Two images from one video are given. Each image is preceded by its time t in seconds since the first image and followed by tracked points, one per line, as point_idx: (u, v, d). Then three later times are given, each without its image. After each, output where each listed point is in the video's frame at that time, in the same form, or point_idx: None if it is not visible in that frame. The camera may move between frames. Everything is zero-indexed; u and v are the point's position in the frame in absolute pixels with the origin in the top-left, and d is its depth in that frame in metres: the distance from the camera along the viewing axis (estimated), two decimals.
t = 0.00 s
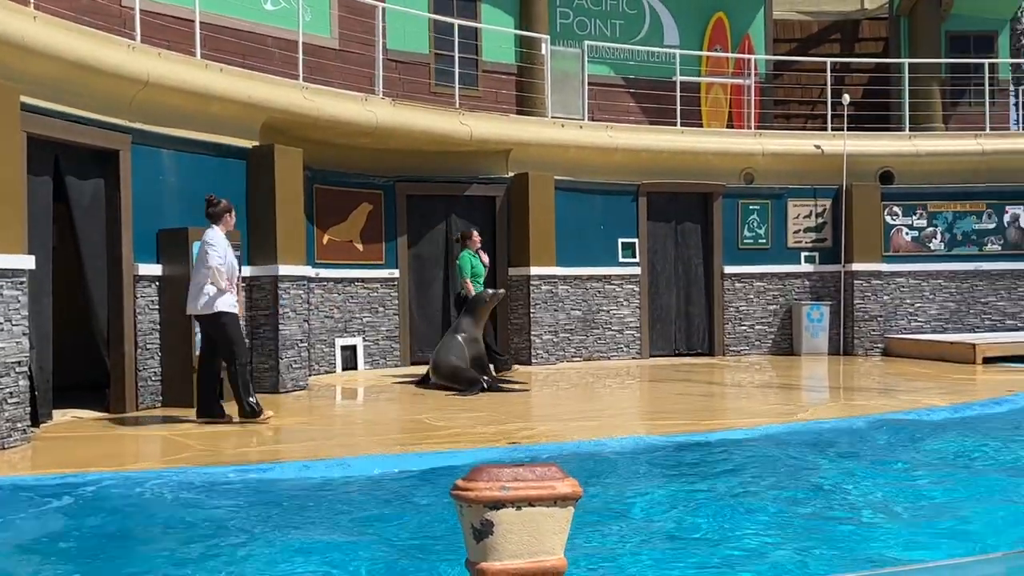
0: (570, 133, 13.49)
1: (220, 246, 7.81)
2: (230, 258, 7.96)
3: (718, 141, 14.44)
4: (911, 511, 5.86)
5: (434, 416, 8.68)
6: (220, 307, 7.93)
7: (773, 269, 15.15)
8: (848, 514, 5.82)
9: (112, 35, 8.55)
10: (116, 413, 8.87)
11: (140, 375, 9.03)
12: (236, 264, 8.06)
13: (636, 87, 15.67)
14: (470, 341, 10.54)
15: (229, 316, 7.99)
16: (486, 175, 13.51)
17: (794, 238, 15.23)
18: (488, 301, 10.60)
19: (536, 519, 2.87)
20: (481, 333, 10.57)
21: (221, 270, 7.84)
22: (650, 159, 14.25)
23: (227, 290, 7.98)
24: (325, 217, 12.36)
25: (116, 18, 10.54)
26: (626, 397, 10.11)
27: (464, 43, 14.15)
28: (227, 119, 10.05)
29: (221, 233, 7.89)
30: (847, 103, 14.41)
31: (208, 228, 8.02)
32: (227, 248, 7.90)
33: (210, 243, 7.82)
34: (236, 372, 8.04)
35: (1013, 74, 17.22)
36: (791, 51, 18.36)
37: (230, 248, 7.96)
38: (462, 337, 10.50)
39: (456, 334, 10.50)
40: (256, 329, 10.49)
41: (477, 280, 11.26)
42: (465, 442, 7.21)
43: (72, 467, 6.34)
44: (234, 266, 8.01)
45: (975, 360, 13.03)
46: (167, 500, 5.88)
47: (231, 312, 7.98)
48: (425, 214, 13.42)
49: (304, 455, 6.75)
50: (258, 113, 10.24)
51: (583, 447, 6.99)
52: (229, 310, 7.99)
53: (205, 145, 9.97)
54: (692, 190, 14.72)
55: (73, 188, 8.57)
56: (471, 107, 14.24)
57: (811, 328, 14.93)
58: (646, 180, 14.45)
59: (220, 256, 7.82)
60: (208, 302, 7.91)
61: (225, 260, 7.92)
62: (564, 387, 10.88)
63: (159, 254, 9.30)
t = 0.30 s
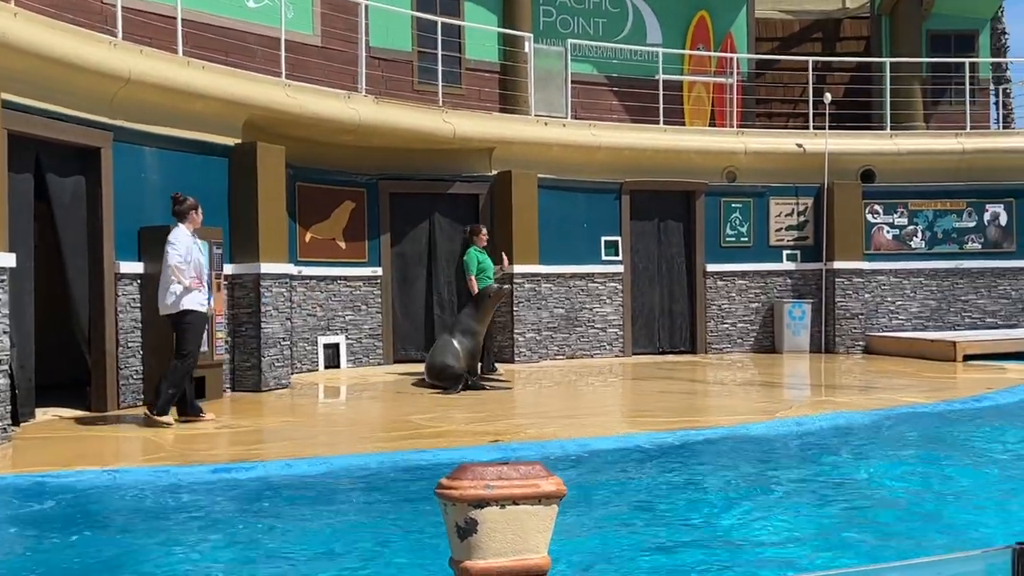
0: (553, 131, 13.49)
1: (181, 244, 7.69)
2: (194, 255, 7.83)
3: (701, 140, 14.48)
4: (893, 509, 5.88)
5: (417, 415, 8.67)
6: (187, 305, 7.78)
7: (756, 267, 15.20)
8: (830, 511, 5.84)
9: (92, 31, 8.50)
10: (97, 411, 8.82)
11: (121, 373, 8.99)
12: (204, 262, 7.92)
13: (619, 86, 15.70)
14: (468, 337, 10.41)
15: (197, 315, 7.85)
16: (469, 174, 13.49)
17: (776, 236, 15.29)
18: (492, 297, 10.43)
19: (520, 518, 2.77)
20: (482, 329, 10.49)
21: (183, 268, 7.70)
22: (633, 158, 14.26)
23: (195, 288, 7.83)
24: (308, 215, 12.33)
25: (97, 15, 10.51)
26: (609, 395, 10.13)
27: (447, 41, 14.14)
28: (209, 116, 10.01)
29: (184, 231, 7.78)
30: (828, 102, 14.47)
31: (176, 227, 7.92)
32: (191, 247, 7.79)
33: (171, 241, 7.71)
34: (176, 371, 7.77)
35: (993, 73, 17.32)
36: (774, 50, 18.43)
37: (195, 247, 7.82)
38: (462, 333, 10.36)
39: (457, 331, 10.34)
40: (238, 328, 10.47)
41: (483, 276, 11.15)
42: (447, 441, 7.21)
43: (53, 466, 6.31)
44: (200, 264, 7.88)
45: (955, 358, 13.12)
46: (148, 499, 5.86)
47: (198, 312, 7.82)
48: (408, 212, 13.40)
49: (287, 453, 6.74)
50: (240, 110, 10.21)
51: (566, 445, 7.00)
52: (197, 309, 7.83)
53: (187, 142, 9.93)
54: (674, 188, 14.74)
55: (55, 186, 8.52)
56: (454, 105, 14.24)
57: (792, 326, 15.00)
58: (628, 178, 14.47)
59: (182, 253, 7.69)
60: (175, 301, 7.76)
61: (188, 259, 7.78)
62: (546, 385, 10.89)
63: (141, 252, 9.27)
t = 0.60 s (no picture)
0: (539, 130, 13.51)
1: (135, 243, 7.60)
2: (153, 254, 7.72)
3: (686, 139, 14.52)
4: (877, 506, 5.90)
5: (402, 413, 8.67)
6: (145, 305, 7.66)
7: (740, 265, 15.25)
8: (814, 509, 5.86)
9: (75, 28, 8.46)
10: (81, 410, 8.77)
11: (105, 372, 8.95)
12: (165, 261, 7.81)
13: (605, 84, 15.72)
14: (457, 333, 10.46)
15: (156, 315, 7.72)
16: (455, 172, 13.49)
17: (760, 234, 15.33)
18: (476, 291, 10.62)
19: (506, 515, 2.76)
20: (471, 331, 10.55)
21: (136, 267, 7.58)
22: (619, 156, 14.28)
23: (154, 288, 7.69)
24: (293, 213, 12.30)
25: (81, 13, 10.46)
26: (594, 393, 10.15)
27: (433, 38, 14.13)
28: (193, 114, 9.98)
29: (143, 230, 7.69)
30: (812, 101, 14.52)
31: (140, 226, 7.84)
32: (148, 245, 7.69)
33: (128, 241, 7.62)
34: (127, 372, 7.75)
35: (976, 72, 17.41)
36: (759, 49, 18.49)
37: (153, 244, 7.72)
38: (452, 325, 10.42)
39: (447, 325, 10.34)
40: (223, 326, 10.45)
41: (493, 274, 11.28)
42: (433, 439, 7.21)
43: (37, 466, 6.28)
44: (159, 263, 7.76)
45: (939, 356, 13.20)
46: (133, 499, 5.83)
47: (155, 311, 7.69)
48: (394, 211, 13.39)
49: (272, 452, 6.72)
50: (225, 108, 10.18)
51: (552, 443, 7.00)
52: (156, 309, 7.70)
53: (171, 140, 9.89)
54: (660, 186, 14.77)
55: (38, 184, 8.47)
56: (440, 103, 14.23)
57: (777, 324, 15.04)
58: (614, 177, 14.48)
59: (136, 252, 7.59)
60: (134, 301, 7.65)
61: (145, 258, 7.67)
62: (532, 384, 10.89)
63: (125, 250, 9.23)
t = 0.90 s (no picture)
0: (526, 127, 13.51)
1: (93, 241, 7.48)
2: (114, 251, 7.63)
3: (673, 136, 14.55)
4: (863, 503, 5.91)
5: (389, 409, 8.67)
6: (104, 303, 7.58)
7: (727, 262, 15.28)
8: (801, 505, 5.86)
9: (60, 24, 8.41)
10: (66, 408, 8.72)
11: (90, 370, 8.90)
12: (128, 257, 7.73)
13: (593, 82, 15.72)
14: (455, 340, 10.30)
15: (121, 312, 7.66)
16: (443, 169, 13.46)
17: (748, 232, 15.35)
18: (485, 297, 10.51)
19: (491, 512, 2.74)
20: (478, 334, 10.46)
21: (93, 265, 7.47)
22: (606, 153, 14.28)
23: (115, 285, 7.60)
24: (280, 209, 12.27)
25: (67, 7, 10.41)
26: (582, 390, 10.15)
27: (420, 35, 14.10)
28: (179, 110, 9.94)
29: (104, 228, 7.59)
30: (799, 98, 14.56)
31: (107, 221, 7.77)
32: (109, 243, 7.60)
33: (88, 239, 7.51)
34: (101, 372, 7.66)
35: (963, 70, 17.47)
36: (746, 46, 18.51)
37: (115, 241, 7.63)
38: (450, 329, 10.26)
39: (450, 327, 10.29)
40: (209, 324, 10.43)
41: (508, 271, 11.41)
42: (420, 436, 7.20)
43: (22, 463, 6.25)
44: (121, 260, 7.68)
45: (925, 353, 13.25)
46: (118, 497, 5.81)
47: (117, 308, 7.61)
48: (381, 208, 13.37)
49: (258, 449, 6.71)
50: (211, 104, 10.14)
51: (538, 440, 7.00)
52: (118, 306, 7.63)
53: (157, 136, 9.85)
54: (647, 184, 14.77)
55: (24, 179, 8.42)
56: (427, 100, 14.21)
57: (764, 321, 15.08)
58: (602, 174, 14.48)
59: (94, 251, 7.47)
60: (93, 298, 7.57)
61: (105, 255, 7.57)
62: (520, 381, 10.89)
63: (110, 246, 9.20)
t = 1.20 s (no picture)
0: (515, 125, 13.53)
1: (66, 241, 7.45)
2: (89, 250, 7.58)
3: (661, 134, 14.58)
4: (850, 500, 5.93)
5: (376, 408, 8.67)
6: (82, 301, 7.57)
7: (715, 261, 15.30)
8: (788, 502, 5.88)
9: (47, 21, 8.38)
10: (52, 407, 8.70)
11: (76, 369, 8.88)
12: (104, 255, 7.68)
13: (581, 80, 15.73)
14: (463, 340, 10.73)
15: (103, 310, 7.65)
16: (431, 167, 13.45)
17: (736, 230, 15.38)
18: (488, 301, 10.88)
19: (479, 510, 2.73)
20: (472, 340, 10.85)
21: (67, 265, 7.42)
22: (594, 152, 14.31)
23: (92, 283, 7.58)
24: (268, 207, 12.25)
25: (53, 5, 10.37)
26: (569, 388, 10.17)
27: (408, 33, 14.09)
28: (167, 108, 9.91)
29: (76, 228, 7.54)
30: (786, 97, 14.60)
31: (82, 219, 7.73)
32: (85, 242, 7.56)
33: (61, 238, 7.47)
34: (82, 373, 7.64)
35: (949, 69, 17.54)
36: (734, 45, 18.54)
37: (90, 239, 7.58)
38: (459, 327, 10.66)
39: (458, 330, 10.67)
40: (197, 322, 10.40)
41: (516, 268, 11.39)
42: (407, 435, 7.21)
43: (7, 462, 6.23)
44: (98, 258, 7.63)
45: (911, 351, 13.31)
46: (105, 495, 5.81)
47: (96, 306, 7.60)
48: (370, 206, 13.35)
49: (245, 448, 6.71)
50: (199, 102, 10.12)
51: (526, 438, 7.01)
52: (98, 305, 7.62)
53: (144, 134, 9.83)
54: (636, 182, 14.79)
55: (10, 178, 8.39)
56: (415, 98, 14.20)
57: (752, 319, 15.10)
58: (590, 173, 14.49)
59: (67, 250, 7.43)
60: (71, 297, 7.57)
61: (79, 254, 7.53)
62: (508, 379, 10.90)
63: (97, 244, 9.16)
